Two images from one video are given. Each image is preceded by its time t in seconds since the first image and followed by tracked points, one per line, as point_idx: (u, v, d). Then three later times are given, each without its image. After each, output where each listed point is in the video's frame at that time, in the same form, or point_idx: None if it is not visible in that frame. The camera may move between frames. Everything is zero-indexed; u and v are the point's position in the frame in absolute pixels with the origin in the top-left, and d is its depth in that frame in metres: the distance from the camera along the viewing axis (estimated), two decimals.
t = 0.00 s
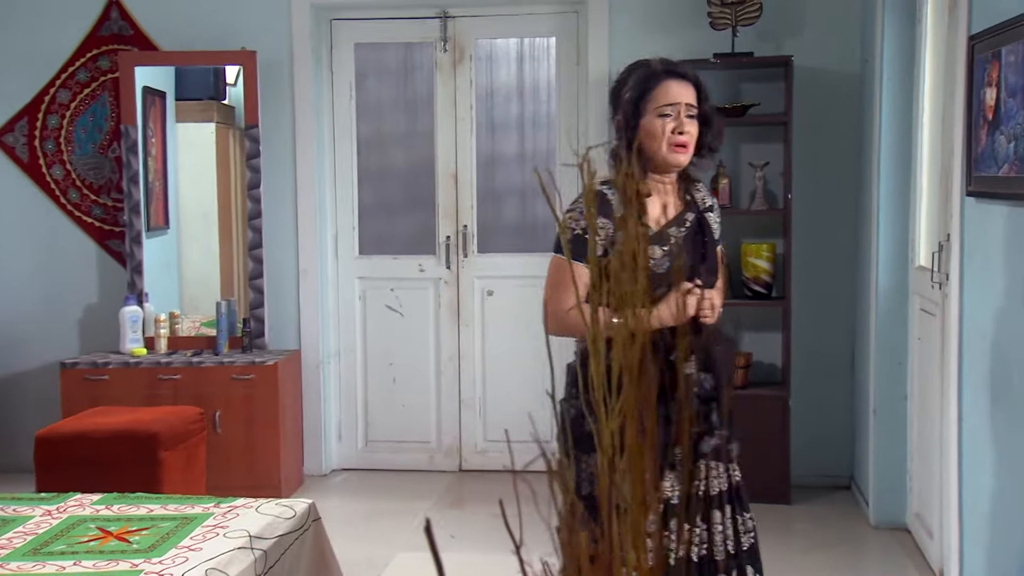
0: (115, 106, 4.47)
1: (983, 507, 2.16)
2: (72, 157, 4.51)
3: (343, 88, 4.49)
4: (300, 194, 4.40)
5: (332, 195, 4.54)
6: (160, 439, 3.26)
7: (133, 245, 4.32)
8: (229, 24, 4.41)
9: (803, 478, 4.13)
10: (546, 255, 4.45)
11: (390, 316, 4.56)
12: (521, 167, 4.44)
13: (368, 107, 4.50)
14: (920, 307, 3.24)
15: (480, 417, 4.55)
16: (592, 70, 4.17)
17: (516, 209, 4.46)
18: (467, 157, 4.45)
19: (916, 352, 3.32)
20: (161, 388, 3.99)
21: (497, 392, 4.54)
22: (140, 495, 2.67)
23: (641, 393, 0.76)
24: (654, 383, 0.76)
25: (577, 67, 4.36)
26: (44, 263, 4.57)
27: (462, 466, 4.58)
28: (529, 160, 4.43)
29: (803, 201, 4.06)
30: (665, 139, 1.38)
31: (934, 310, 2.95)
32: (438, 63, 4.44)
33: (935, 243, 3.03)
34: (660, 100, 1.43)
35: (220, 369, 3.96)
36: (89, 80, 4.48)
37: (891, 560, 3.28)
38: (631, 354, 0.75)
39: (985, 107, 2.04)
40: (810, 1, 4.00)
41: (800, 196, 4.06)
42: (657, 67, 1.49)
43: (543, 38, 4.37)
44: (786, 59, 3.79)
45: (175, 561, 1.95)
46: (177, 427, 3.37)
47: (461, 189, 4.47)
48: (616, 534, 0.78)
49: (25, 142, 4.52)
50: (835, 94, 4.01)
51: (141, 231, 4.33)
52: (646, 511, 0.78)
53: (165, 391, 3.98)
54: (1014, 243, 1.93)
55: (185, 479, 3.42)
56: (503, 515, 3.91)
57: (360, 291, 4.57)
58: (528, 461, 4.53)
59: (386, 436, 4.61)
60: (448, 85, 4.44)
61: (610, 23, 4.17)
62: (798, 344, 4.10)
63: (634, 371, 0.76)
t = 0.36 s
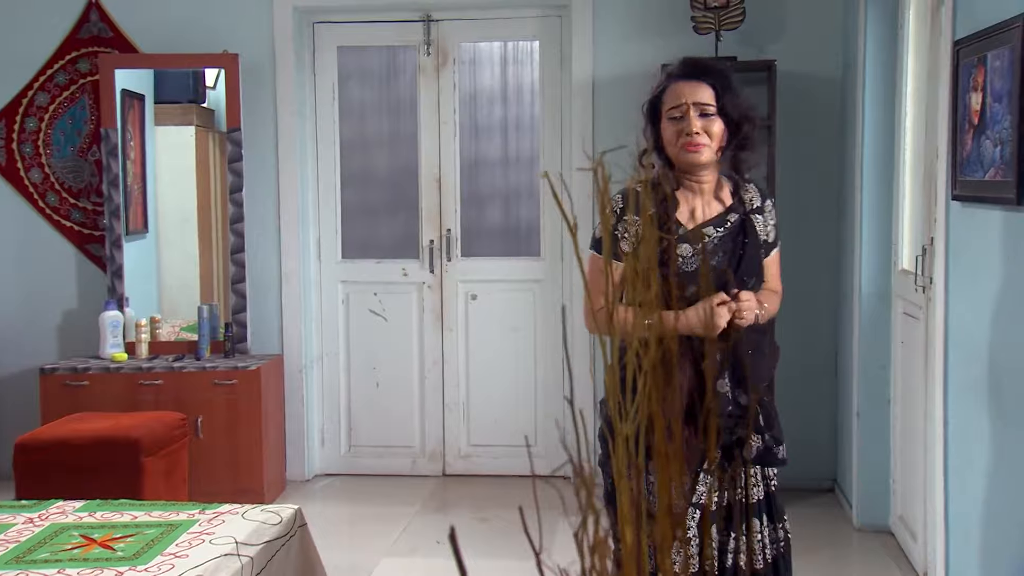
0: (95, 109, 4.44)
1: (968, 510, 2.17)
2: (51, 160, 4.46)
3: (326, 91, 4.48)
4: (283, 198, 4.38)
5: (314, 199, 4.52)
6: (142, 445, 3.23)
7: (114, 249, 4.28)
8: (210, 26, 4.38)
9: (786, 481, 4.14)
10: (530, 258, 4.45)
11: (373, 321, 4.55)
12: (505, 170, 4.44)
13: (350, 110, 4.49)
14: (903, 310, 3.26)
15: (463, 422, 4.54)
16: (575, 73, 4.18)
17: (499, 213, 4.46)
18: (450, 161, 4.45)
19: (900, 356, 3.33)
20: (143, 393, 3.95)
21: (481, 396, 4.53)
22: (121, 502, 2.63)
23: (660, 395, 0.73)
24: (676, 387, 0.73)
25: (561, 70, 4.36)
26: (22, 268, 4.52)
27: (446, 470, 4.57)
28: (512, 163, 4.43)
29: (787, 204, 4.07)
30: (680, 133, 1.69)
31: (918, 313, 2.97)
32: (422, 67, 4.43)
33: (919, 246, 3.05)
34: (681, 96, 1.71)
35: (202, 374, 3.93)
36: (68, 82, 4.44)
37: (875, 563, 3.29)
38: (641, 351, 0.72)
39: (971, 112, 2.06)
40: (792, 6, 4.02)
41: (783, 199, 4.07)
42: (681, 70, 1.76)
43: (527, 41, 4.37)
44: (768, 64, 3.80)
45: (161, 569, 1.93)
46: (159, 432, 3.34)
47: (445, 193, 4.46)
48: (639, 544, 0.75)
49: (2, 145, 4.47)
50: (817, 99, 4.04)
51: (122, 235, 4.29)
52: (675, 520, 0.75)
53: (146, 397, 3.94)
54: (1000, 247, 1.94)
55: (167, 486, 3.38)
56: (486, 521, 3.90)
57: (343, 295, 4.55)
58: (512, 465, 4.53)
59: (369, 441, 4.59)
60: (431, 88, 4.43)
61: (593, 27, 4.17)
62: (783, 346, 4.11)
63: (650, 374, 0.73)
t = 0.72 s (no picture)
0: (81, 110, 4.41)
1: (960, 511, 2.18)
2: (37, 162, 4.43)
3: (314, 93, 4.46)
4: (271, 200, 4.36)
5: (303, 202, 4.50)
6: (131, 449, 3.21)
7: (100, 252, 4.25)
8: (198, 28, 4.36)
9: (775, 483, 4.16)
10: (519, 261, 4.45)
11: (362, 324, 4.53)
12: (494, 172, 4.43)
13: (339, 113, 4.48)
14: (892, 312, 3.28)
15: (452, 424, 4.53)
16: (564, 76, 4.18)
17: (489, 215, 4.45)
18: (440, 164, 4.44)
19: (889, 358, 3.35)
20: (130, 397, 3.92)
21: (469, 398, 4.52)
22: (111, 506, 2.61)
23: (690, 401, 0.73)
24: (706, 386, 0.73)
25: (550, 73, 4.36)
26: (7, 270, 4.48)
27: (435, 473, 4.56)
28: (501, 165, 4.42)
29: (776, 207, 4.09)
30: (665, 146, 1.32)
31: (907, 316, 2.98)
32: (411, 69, 4.43)
33: (907, 248, 3.07)
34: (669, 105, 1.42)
35: (190, 377, 3.90)
36: (54, 84, 4.41)
37: (864, 564, 3.31)
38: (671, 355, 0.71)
39: (962, 115, 2.07)
40: (781, 9, 4.04)
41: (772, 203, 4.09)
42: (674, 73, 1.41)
43: (516, 44, 4.37)
44: (758, 67, 3.81)
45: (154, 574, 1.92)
46: (149, 436, 3.32)
47: (434, 196, 4.45)
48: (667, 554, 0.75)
49: None
50: (804, 101, 4.05)
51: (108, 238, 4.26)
52: (706, 526, 0.75)
53: (133, 400, 3.91)
54: (992, 249, 1.95)
55: (156, 490, 3.36)
56: (477, 524, 3.89)
57: (332, 298, 4.54)
58: (501, 468, 4.52)
59: (357, 444, 4.58)
60: (420, 90, 4.42)
61: (583, 30, 4.18)
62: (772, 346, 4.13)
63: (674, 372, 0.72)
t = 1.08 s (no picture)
0: (79, 110, 4.40)
1: (965, 510, 2.18)
2: (34, 162, 4.42)
3: (313, 93, 4.45)
4: (270, 200, 4.35)
5: (301, 202, 4.49)
6: (130, 450, 3.20)
7: (98, 252, 4.24)
8: (196, 28, 4.35)
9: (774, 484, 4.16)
10: (518, 261, 4.45)
11: (361, 324, 4.53)
12: (493, 172, 4.43)
13: (338, 113, 4.47)
14: (892, 312, 3.28)
15: (452, 425, 4.53)
16: (563, 76, 4.18)
17: (488, 215, 4.46)
18: (439, 163, 4.44)
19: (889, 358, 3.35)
20: (128, 397, 3.91)
21: (469, 398, 4.52)
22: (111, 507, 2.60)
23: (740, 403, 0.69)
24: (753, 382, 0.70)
25: (549, 72, 4.35)
26: (4, 270, 4.46)
27: (434, 473, 4.55)
28: (501, 165, 4.42)
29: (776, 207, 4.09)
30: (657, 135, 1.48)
31: (907, 316, 2.99)
32: (410, 69, 4.42)
33: (908, 248, 3.07)
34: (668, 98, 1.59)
35: (189, 377, 3.89)
36: (51, 83, 4.40)
37: (864, 563, 3.31)
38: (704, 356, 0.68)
39: (967, 115, 2.07)
40: (780, 9, 4.04)
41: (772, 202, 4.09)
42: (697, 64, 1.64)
43: (514, 44, 4.37)
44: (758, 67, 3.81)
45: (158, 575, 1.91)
46: (148, 437, 3.31)
47: (433, 196, 4.45)
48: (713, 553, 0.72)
49: None
50: (803, 101, 4.06)
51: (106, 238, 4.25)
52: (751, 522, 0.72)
53: (132, 401, 3.90)
54: (997, 249, 1.96)
55: (156, 491, 3.35)
56: (476, 524, 3.89)
57: (330, 298, 4.53)
58: (500, 468, 4.52)
59: (356, 444, 4.57)
60: (419, 90, 4.42)
61: (582, 30, 4.17)
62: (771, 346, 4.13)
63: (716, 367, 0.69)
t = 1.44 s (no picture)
0: (84, 110, 4.39)
1: (976, 510, 2.19)
2: (39, 162, 4.41)
3: (318, 93, 4.45)
4: (275, 200, 4.35)
5: (306, 201, 4.49)
6: (137, 451, 3.19)
7: (103, 252, 4.23)
8: (201, 27, 4.35)
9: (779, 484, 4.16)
10: (523, 260, 4.44)
11: (366, 324, 4.52)
12: (498, 172, 4.42)
13: (343, 113, 4.47)
14: (899, 312, 3.27)
15: (457, 425, 4.52)
16: (568, 76, 4.18)
17: (493, 214, 4.45)
18: (444, 163, 4.43)
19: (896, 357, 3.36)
20: (134, 397, 3.90)
21: (474, 398, 4.51)
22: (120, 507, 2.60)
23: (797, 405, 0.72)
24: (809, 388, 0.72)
25: (555, 72, 4.35)
26: (10, 270, 4.46)
27: (439, 473, 4.55)
28: (506, 165, 4.42)
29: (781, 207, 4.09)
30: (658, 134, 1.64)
31: (916, 315, 2.99)
32: (415, 69, 4.42)
33: (917, 248, 3.07)
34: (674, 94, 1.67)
35: (195, 377, 3.89)
36: (56, 83, 4.39)
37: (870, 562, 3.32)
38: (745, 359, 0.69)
39: (980, 114, 2.07)
40: (787, 8, 4.04)
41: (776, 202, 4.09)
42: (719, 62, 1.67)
43: (520, 43, 4.37)
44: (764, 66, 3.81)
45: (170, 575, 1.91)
46: (155, 437, 3.31)
47: (438, 195, 4.44)
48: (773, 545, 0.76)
49: None
50: (809, 100, 4.05)
51: (111, 237, 4.24)
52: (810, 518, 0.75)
53: (138, 401, 3.89)
54: (1013, 250, 1.96)
55: (163, 491, 3.35)
56: (482, 524, 3.89)
57: (335, 298, 4.53)
58: (505, 468, 4.51)
59: (361, 444, 4.57)
60: (424, 89, 4.41)
61: (588, 29, 4.17)
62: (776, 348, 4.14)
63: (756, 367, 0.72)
